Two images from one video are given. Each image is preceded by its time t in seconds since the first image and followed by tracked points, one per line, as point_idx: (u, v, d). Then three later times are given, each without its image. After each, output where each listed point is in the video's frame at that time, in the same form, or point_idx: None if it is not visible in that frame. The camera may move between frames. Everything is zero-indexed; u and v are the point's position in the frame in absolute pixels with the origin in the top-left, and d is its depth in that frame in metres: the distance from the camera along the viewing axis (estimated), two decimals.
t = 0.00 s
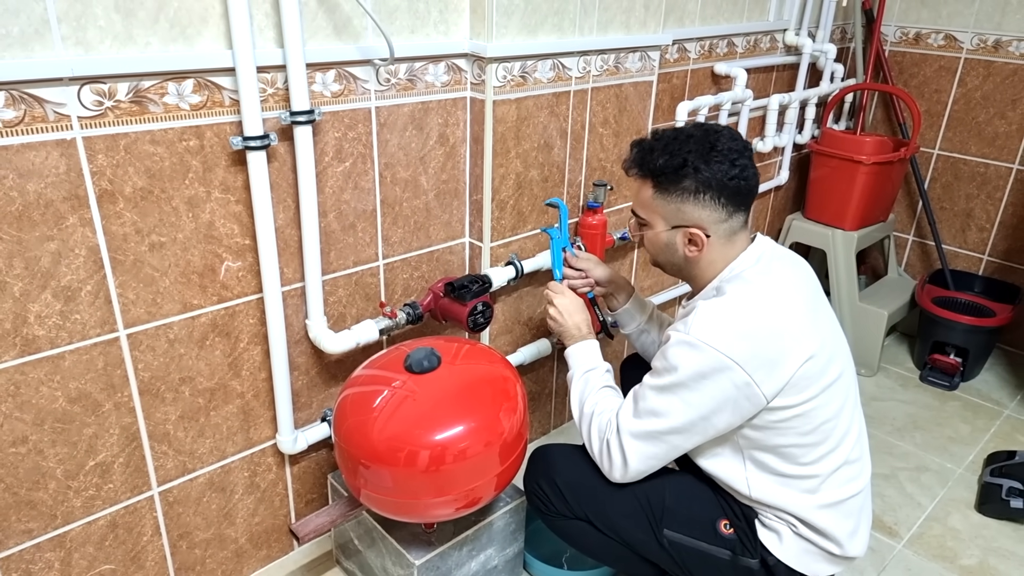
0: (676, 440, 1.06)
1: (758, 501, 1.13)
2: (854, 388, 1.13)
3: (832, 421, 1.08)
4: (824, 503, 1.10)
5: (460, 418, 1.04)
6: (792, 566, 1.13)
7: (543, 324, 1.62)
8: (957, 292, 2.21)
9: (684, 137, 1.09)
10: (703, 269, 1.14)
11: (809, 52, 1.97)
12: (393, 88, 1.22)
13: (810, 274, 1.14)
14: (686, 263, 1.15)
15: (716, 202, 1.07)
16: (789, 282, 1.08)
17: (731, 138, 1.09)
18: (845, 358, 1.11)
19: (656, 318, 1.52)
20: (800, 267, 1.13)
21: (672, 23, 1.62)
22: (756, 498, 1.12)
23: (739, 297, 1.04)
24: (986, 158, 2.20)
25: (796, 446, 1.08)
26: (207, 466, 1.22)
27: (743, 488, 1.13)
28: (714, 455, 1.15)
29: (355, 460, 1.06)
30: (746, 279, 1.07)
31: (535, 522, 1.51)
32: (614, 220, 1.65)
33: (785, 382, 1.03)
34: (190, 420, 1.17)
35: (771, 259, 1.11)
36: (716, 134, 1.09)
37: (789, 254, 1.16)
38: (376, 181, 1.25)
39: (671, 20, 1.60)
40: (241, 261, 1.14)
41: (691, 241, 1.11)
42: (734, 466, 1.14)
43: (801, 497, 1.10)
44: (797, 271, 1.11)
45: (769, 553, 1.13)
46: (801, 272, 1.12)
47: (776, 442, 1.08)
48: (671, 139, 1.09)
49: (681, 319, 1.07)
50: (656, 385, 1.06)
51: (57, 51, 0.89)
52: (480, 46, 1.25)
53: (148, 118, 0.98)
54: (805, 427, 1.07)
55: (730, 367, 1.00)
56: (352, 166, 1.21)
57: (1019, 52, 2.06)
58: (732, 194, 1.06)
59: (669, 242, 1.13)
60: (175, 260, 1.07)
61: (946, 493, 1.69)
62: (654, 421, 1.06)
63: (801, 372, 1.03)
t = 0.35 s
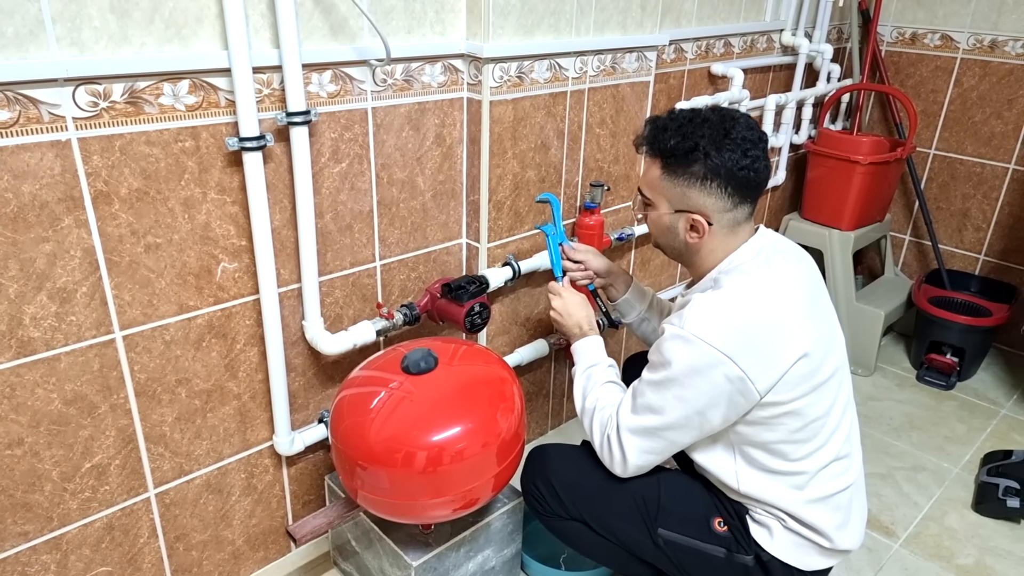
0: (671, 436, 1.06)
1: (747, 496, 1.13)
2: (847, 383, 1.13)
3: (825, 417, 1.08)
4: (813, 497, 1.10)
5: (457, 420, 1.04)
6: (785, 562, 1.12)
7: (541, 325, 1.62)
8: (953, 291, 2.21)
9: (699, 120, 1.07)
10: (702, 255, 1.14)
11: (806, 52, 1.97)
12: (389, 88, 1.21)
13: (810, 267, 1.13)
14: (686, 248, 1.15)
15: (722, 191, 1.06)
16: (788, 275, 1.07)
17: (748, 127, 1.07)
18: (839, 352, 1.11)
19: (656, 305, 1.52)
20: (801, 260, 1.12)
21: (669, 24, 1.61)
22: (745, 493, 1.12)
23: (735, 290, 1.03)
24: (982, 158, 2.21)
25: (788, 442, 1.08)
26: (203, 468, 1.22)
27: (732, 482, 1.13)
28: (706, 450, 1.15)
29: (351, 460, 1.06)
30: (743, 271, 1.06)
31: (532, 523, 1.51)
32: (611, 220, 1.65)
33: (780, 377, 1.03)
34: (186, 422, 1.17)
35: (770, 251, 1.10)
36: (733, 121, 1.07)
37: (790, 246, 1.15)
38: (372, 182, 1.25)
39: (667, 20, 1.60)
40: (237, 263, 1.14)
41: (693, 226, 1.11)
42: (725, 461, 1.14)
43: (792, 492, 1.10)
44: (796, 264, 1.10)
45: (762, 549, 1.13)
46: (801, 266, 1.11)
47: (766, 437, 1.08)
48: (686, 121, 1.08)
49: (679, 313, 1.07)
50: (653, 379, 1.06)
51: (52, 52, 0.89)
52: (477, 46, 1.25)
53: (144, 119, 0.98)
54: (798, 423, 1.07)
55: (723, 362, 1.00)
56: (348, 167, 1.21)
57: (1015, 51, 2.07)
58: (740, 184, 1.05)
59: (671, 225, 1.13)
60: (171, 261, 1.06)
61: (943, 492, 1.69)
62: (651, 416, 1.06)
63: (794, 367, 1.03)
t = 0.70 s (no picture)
0: (671, 432, 1.06)
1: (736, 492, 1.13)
2: (842, 381, 1.14)
3: (819, 415, 1.09)
4: (804, 495, 1.10)
5: (454, 420, 1.04)
6: (772, 559, 1.12)
7: (539, 326, 1.62)
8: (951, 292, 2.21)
9: (703, 104, 1.07)
10: (707, 243, 1.13)
11: (803, 52, 1.97)
12: (387, 88, 1.21)
13: (813, 263, 1.12)
14: (691, 236, 1.14)
15: (727, 174, 1.05)
16: (789, 271, 1.07)
17: (752, 109, 1.07)
18: (836, 351, 1.11)
19: (660, 301, 1.51)
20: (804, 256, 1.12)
21: (667, 24, 1.62)
22: (734, 489, 1.12)
23: (737, 285, 1.03)
24: (980, 158, 2.21)
25: (783, 439, 1.08)
26: (201, 469, 1.22)
27: (723, 478, 1.13)
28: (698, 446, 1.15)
29: (349, 461, 1.06)
30: (745, 265, 1.06)
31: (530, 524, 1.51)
32: (609, 220, 1.65)
33: (779, 373, 1.03)
34: (184, 423, 1.17)
35: (774, 245, 1.10)
36: (737, 104, 1.06)
37: (795, 240, 1.15)
38: (370, 182, 1.25)
39: (665, 21, 1.60)
40: (235, 263, 1.14)
41: (697, 213, 1.10)
42: (717, 456, 1.14)
43: (784, 489, 1.10)
44: (799, 259, 1.10)
45: (750, 548, 1.13)
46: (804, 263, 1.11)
47: (760, 434, 1.08)
48: (689, 106, 1.07)
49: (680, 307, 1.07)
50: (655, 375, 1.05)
51: (49, 52, 0.89)
52: (474, 47, 1.25)
53: (141, 119, 0.98)
54: (794, 420, 1.07)
55: (724, 357, 1.00)
56: (346, 167, 1.21)
57: (1012, 52, 2.07)
58: (745, 167, 1.05)
59: (675, 212, 1.12)
60: (168, 261, 1.06)
61: (940, 492, 1.70)
62: (654, 411, 1.06)
63: (793, 363, 1.03)
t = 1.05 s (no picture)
0: (671, 430, 1.06)
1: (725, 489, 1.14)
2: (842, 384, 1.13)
3: (816, 418, 1.09)
4: (796, 496, 1.10)
5: (453, 421, 1.03)
6: (759, 558, 1.13)
7: (537, 326, 1.62)
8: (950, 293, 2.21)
9: (714, 97, 1.05)
10: (719, 239, 1.12)
11: (802, 53, 1.97)
12: (386, 89, 1.21)
13: (821, 266, 1.12)
14: (702, 232, 1.12)
15: (741, 168, 1.04)
16: (794, 272, 1.07)
17: (765, 101, 1.06)
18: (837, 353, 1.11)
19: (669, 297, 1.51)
20: (810, 257, 1.12)
21: (665, 24, 1.62)
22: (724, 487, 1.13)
23: (743, 285, 1.03)
24: (979, 159, 2.21)
25: (780, 441, 1.08)
26: (199, 469, 1.22)
27: (714, 475, 1.13)
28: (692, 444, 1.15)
29: (347, 461, 1.06)
30: (753, 263, 1.06)
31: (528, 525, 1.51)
32: (608, 221, 1.65)
33: (781, 377, 1.03)
34: (182, 423, 1.17)
35: (784, 245, 1.09)
36: (748, 96, 1.05)
37: (804, 240, 1.14)
38: (369, 183, 1.25)
39: (664, 22, 1.60)
40: (233, 264, 1.14)
41: (710, 208, 1.09)
42: (709, 454, 1.14)
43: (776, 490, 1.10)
44: (807, 263, 1.09)
45: (736, 547, 1.13)
46: (810, 264, 1.10)
47: (757, 435, 1.08)
48: (699, 98, 1.06)
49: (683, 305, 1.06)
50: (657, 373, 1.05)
51: (47, 52, 0.89)
52: (473, 47, 1.25)
53: (140, 119, 0.98)
54: (792, 422, 1.07)
55: (729, 358, 1.00)
56: (345, 168, 1.21)
57: (1011, 53, 2.07)
58: (759, 160, 1.04)
59: (687, 208, 1.11)
60: (166, 262, 1.06)
61: (939, 493, 1.70)
62: (655, 410, 1.06)
63: (795, 368, 1.03)
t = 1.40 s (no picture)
0: (669, 428, 1.06)
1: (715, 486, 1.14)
2: (839, 384, 1.13)
3: (813, 418, 1.09)
4: (788, 495, 1.10)
5: (452, 422, 1.03)
6: (747, 555, 1.13)
7: (536, 326, 1.62)
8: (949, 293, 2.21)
9: (726, 90, 1.04)
10: (723, 234, 1.12)
11: (801, 54, 1.97)
12: (384, 90, 1.21)
13: (824, 268, 1.11)
14: (707, 227, 1.12)
15: (750, 164, 1.03)
16: (796, 272, 1.06)
17: (779, 96, 1.04)
18: (836, 352, 1.11)
19: (666, 289, 1.50)
20: (813, 256, 1.11)
21: (663, 25, 1.62)
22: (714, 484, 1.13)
23: (746, 285, 1.02)
24: (977, 160, 2.21)
25: (776, 440, 1.08)
26: (198, 471, 1.22)
27: (705, 472, 1.13)
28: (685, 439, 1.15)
29: (346, 463, 1.06)
30: (756, 262, 1.05)
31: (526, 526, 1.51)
32: (606, 222, 1.65)
33: (780, 380, 1.03)
34: (180, 425, 1.17)
35: (788, 246, 1.09)
36: (762, 90, 1.04)
37: (807, 239, 1.13)
38: (367, 184, 1.25)
39: (662, 23, 1.60)
40: (231, 265, 1.13)
41: (716, 204, 1.08)
42: (701, 450, 1.14)
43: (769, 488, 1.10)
44: (810, 264, 1.09)
45: (726, 546, 1.13)
46: (812, 263, 1.10)
47: (753, 434, 1.08)
48: (711, 91, 1.05)
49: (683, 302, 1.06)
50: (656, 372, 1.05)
51: (45, 54, 0.89)
52: (471, 48, 1.25)
53: (138, 120, 0.98)
54: (788, 422, 1.07)
55: (728, 359, 1.00)
56: (343, 169, 1.21)
57: (1009, 53, 2.08)
58: (769, 158, 1.03)
59: (693, 202, 1.10)
60: (164, 263, 1.06)
61: (938, 494, 1.70)
62: (654, 409, 1.06)
63: (793, 370, 1.03)
